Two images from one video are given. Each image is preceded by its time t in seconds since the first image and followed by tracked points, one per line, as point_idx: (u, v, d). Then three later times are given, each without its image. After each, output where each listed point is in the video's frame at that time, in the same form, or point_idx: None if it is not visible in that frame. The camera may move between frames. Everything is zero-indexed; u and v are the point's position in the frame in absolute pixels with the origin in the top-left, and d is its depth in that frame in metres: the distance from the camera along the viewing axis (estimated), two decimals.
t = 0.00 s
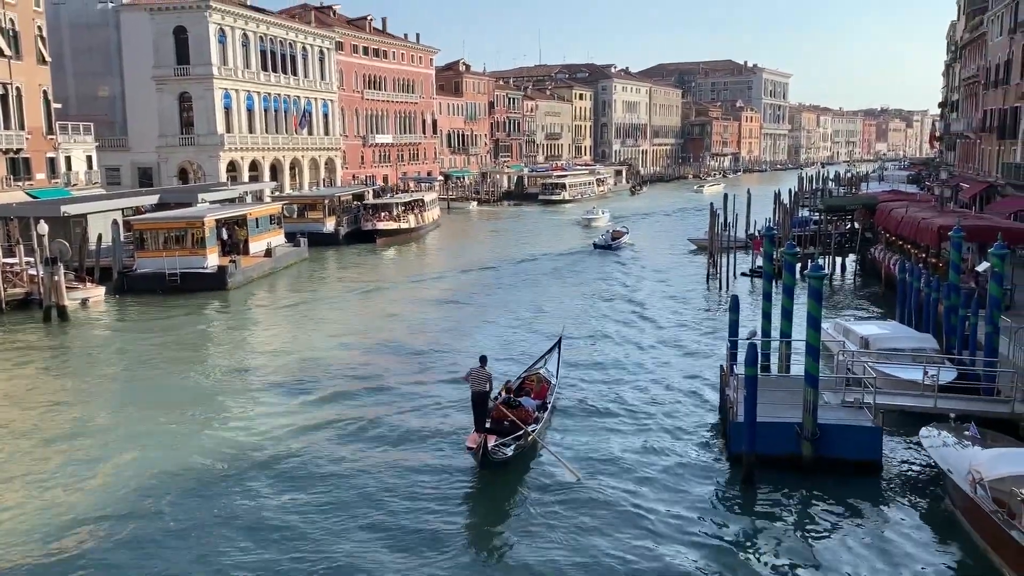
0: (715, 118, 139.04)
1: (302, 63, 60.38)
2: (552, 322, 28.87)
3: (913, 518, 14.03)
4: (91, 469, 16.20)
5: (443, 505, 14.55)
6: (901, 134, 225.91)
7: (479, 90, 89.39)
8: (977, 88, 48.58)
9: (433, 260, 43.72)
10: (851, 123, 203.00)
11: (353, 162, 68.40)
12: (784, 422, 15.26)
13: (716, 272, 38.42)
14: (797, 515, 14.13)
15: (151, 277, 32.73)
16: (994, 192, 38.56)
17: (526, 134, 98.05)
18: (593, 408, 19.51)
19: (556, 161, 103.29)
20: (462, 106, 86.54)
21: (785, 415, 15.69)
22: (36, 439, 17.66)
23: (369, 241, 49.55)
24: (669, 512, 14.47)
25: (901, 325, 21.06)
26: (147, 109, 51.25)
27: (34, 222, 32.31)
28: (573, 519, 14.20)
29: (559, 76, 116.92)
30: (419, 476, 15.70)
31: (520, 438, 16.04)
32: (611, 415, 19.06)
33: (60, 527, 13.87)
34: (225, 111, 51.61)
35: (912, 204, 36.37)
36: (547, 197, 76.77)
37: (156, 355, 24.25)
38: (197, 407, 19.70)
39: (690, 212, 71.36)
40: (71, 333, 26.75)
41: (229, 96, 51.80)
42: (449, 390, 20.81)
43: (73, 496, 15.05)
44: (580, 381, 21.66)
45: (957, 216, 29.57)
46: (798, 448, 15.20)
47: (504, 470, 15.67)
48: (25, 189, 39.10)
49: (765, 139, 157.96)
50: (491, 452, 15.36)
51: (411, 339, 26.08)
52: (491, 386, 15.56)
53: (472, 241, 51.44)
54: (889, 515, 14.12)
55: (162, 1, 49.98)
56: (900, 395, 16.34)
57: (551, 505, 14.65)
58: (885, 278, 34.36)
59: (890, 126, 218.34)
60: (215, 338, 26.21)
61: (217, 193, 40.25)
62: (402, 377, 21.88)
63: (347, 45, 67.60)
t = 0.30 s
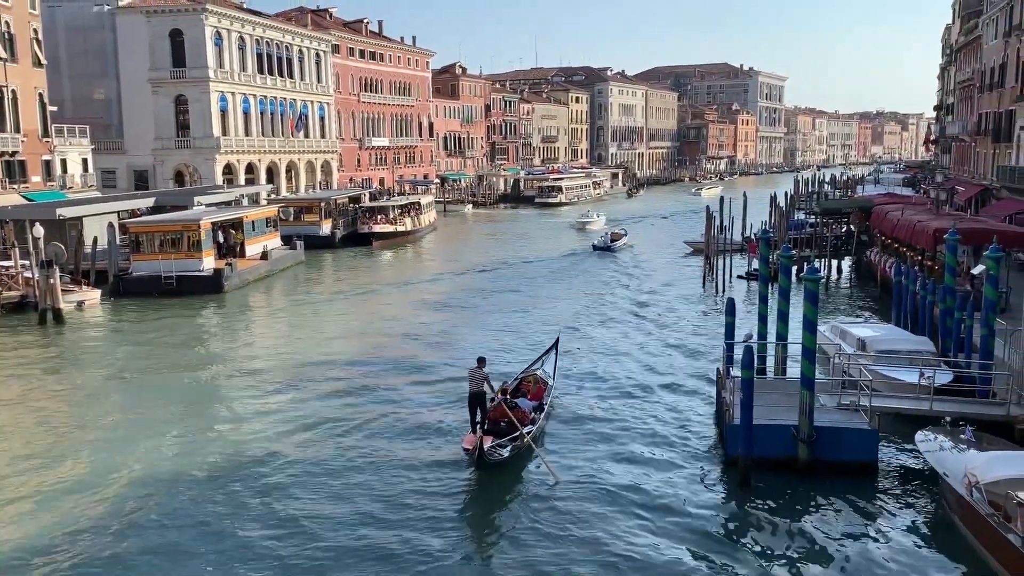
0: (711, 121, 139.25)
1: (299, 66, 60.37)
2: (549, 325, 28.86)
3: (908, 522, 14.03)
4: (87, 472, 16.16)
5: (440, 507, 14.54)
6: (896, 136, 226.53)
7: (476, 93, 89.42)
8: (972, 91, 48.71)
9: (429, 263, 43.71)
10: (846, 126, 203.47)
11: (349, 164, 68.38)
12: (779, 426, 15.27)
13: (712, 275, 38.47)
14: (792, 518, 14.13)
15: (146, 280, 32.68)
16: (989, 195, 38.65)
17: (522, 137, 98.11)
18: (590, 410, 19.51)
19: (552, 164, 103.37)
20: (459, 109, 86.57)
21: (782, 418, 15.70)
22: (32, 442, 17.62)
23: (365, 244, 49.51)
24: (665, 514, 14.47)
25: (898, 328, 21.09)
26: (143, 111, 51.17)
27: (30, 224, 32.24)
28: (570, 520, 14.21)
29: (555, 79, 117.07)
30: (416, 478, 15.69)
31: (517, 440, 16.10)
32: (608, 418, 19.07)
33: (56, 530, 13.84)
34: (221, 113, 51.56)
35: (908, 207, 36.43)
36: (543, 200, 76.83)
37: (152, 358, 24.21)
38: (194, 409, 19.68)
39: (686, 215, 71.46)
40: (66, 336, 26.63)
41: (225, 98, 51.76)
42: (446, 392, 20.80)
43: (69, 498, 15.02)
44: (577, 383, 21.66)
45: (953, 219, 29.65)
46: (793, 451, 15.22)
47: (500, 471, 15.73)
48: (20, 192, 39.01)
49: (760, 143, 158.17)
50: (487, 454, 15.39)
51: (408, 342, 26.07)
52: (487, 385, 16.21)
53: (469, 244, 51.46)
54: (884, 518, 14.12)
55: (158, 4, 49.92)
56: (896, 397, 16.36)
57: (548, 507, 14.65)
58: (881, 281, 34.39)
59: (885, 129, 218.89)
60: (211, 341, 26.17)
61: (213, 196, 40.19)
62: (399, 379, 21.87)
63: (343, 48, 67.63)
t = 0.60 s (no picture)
0: (707, 124, 139.46)
1: (295, 69, 60.37)
2: (546, 327, 28.86)
3: (905, 525, 14.03)
4: (83, 475, 16.12)
5: (438, 509, 14.53)
6: (892, 139, 227.10)
7: (472, 96, 89.48)
8: (968, 94, 48.84)
9: (426, 266, 43.72)
10: (842, 129, 203.94)
11: (346, 167, 68.38)
12: (776, 429, 15.28)
13: (709, 278, 38.52)
14: (789, 521, 14.12)
15: (143, 283, 32.60)
16: (984, 198, 38.73)
17: (519, 139, 98.20)
18: (587, 413, 19.49)
19: (549, 166, 103.47)
20: (455, 111, 86.59)
21: (778, 421, 15.72)
22: (27, 445, 17.56)
23: (362, 246, 49.48)
24: (662, 516, 14.47)
25: (894, 331, 21.13)
26: (139, 114, 51.13)
27: (26, 227, 32.17)
28: (567, 523, 14.20)
29: (551, 82, 117.22)
30: (414, 481, 15.68)
31: (513, 440, 16.20)
32: (604, 421, 19.05)
33: (52, 534, 13.79)
34: (217, 116, 51.54)
35: (903, 210, 36.50)
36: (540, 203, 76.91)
37: (148, 361, 24.15)
38: (190, 412, 19.64)
39: (682, 217, 71.58)
40: (61, 339, 26.57)
41: (221, 101, 51.73)
42: (442, 395, 20.78)
43: (65, 501, 14.97)
44: (573, 386, 21.66)
45: (948, 222, 29.74)
46: (791, 454, 15.22)
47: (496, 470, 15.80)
48: (16, 195, 38.93)
49: (757, 145, 158.42)
50: (484, 454, 15.42)
51: (404, 345, 26.04)
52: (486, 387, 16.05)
53: (465, 247, 51.48)
54: (881, 521, 14.12)
55: (155, 7, 49.93)
56: (892, 400, 16.38)
57: (546, 509, 14.64)
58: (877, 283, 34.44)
59: (881, 132, 219.43)
60: (207, 344, 26.11)
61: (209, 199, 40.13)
62: (396, 382, 21.84)
63: (340, 51, 67.64)
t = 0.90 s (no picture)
0: (704, 127, 139.63)
1: (292, 72, 60.39)
2: (543, 330, 28.87)
3: (902, 528, 14.04)
4: (80, 477, 16.11)
5: (436, 511, 14.55)
6: (889, 142, 227.65)
7: (470, 99, 89.55)
8: (964, 97, 48.99)
9: (423, 268, 43.74)
10: (839, 132, 204.31)
11: (343, 170, 68.39)
12: (774, 432, 15.26)
13: (706, 280, 38.56)
14: (786, 525, 14.12)
15: (139, 286, 32.56)
16: (980, 201, 38.80)
17: (516, 142, 98.28)
18: (584, 416, 19.47)
19: (546, 169, 103.54)
20: (453, 115, 86.64)
21: (775, 423, 15.71)
22: (24, 448, 17.53)
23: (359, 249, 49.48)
24: (658, 520, 14.46)
25: (891, 333, 21.15)
26: (136, 117, 51.13)
27: (23, 230, 32.14)
28: (565, 525, 14.22)
29: (549, 85, 117.36)
30: (411, 483, 15.70)
31: (511, 439, 16.28)
32: (602, 424, 19.03)
33: (48, 537, 13.79)
34: (215, 119, 51.53)
35: (900, 213, 36.58)
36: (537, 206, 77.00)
37: (146, 363, 24.14)
38: (188, 414, 19.64)
39: (680, 220, 71.70)
40: (58, 342, 26.54)
41: (219, 104, 51.73)
42: (440, 397, 20.78)
43: (61, 504, 14.97)
44: (570, 389, 21.65)
45: (944, 224, 29.84)
46: (788, 456, 15.19)
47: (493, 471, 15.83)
48: (13, 198, 38.86)
49: (753, 148, 158.65)
50: (482, 454, 15.48)
51: (401, 347, 26.05)
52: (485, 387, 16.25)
53: (463, 250, 51.51)
54: (879, 525, 14.11)
55: (152, 10, 49.95)
56: (889, 403, 16.39)
57: (542, 512, 14.65)
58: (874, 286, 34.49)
59: (878, 135, 219.94)
60: (204, 347, 26.07)
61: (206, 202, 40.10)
62: (393, 384, 21.85)
63: (337, 54, 67.69)
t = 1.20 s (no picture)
0: (702, 130, 139.77)
1: (290, 75, 60.39)
2: (541, 332, 28.89)
3: (900, 531, 14.03)
4: (77, 480, 16.09)
5: (434, 514, 14.56)
6: (886, 144, 228.01)
7: (467, 102, 89.58)
8: (961, 100, 49.10)
9: (421, 271, 43.76)
10: (836, 135, 204.61)
11: (341, 173, 68.36)
12: (771, 434, 15.25)
13: (703, 283, 38.60)
14: (784, 528, 14.10)
15: (137, 289, 32.54)
16: (977, 203, 38.89)
17: (513, 145, 98.33)
18: (582, 419, 19.48)
19: (544, 172, 103.59)
20: (450, 117, 86.66)
21: (772, 426, 15.70)
22: (21, 452, 17.51)
23: (357, 252, 49.48)
24: (656, 523, 14.44)
25: (888, 336, 21.18)
26: (133, 120, 51.09)
27: (20, 234, 32.10)
28: (563, 528, 14.21)
29: (546, 88, 117.47)
30: (409, 485, 15.70)
31: (509, 439, 16.36)
32: (600, 426, 19.04)
33: (46, 540, 13.77)
34: (212, 122, 51.52)
35: (897, 215, 36.64)
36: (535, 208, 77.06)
37: (144, 366, 24.13)
38: (185, 417, 19.63)
39: (677, 223, 71.78)
40: (55, 346, 26.51)
41: (216, 107, 51.72)
42: (438, 400, 20.79)
43: (59, 507, 14.95)
44: (568, 392, 21.66)
45: (941, 226, 29.88)
46: (785, 459, 15.19)
47: (489, 470, 15.98)
48: (10, 201, 38.79)
49: (751, 151, 158.83)
50: (480, 452, 15.61)
51: (399, 350, 26.07)
52: (484, 386, 16.55)
53: (461, 252, 51.50)
54: (877, 528, 14.10)
55: (149, 13, 49.90)
56: (886, 405, 16.41)
57: (540, 514, 14.65)
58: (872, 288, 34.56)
59: (875, 137, 220.36)
60: (201, 350, 26.07)
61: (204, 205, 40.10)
62: (391, 387, 21.85)
63: (335, 57, 67.71)
